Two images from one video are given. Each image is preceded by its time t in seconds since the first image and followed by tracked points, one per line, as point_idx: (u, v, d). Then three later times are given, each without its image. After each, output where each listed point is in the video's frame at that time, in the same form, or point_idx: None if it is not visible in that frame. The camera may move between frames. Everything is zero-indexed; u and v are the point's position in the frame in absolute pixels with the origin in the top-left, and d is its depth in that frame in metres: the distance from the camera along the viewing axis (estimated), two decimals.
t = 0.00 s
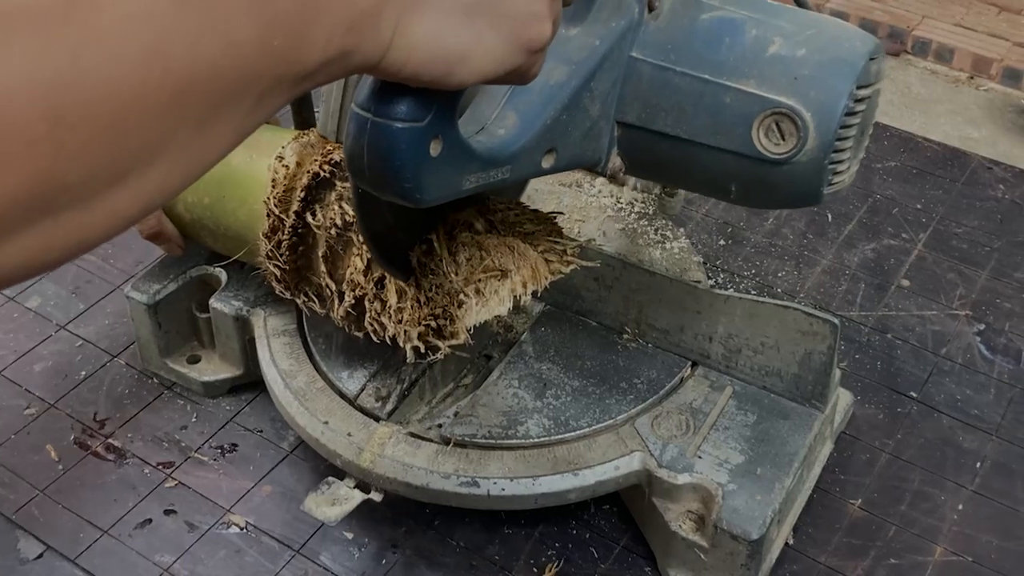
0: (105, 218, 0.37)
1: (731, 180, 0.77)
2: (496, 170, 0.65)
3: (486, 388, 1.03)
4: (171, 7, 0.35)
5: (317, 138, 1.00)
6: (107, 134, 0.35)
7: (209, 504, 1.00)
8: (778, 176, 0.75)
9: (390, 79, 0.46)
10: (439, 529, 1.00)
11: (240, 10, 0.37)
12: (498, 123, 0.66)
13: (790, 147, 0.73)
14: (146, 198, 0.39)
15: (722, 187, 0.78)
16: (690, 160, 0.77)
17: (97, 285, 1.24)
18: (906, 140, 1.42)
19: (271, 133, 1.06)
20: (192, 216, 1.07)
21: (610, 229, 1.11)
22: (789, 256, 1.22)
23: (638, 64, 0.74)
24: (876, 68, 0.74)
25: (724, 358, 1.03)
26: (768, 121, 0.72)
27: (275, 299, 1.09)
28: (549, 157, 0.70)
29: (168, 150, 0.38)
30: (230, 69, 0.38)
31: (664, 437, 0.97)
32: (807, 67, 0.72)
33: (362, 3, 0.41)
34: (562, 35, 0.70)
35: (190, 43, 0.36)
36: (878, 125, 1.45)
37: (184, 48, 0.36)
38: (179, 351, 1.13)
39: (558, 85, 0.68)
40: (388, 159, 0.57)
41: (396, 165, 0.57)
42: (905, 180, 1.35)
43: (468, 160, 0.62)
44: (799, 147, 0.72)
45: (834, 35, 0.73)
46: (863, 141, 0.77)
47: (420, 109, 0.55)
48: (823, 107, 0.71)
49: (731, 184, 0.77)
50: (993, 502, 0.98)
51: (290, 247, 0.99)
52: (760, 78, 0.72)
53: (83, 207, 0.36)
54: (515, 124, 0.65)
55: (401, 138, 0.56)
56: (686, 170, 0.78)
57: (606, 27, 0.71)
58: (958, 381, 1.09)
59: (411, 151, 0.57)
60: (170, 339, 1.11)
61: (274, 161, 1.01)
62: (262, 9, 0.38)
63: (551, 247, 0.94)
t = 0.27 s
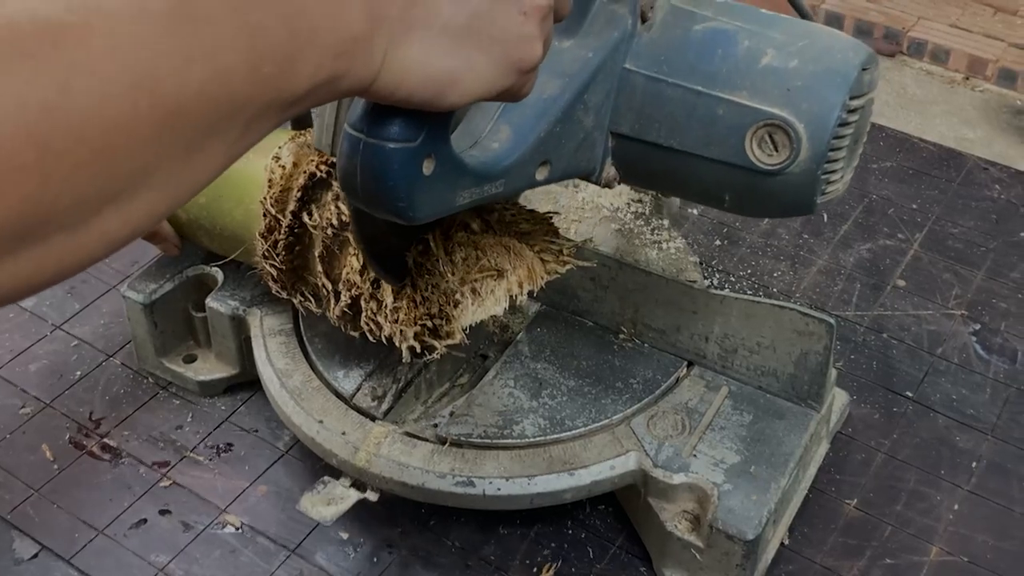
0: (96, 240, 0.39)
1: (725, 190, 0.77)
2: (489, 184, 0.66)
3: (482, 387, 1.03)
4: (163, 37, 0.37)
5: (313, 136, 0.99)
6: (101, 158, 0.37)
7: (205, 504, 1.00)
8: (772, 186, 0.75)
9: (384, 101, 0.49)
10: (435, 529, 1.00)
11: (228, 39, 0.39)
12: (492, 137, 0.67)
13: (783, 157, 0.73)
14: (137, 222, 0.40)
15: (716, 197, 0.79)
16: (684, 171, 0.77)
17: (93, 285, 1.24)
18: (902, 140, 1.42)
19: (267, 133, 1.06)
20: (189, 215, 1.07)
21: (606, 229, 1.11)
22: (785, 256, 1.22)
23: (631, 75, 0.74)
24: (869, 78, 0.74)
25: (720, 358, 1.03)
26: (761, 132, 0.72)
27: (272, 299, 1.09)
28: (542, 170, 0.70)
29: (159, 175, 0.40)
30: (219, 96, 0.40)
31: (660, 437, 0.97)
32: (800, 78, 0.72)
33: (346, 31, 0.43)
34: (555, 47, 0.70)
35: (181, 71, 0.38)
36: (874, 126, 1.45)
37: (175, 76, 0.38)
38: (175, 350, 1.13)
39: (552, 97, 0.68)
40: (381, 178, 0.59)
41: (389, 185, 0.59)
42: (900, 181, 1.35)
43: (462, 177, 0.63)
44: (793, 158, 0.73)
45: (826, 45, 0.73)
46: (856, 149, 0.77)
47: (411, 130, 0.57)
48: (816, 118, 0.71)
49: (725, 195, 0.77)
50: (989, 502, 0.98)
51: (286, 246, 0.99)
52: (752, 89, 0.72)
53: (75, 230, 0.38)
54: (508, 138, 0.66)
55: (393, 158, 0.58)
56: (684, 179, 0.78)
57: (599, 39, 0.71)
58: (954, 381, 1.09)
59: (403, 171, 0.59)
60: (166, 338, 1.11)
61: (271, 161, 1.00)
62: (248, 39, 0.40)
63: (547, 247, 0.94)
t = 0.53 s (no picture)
0: (76, 258, 0.41)
1: (717, 199, 0.79)
2: (482, 198, 0.68)
3: (478, 387, 1.03)
4: (148, 63, 0.40)
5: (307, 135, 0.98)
6: (84, 177, 0.39)
7: (201, 504, 1.00)
8: (764, 196, 0.76)
9: (373, 123, 0.51)
10: (431, 530, 1.00)
11: (212, 65, 0.42)
12: (483, 150, 0.69)
13: (776, 167, 0.74)
14: (117, 241, 0.43)
15: (708, 205, 0.80)
16: (678, 180, 0.79)
17: (88, 286, 1.24)
18: (897, 140, 1.42)
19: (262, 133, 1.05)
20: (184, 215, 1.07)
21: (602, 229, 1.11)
22: (781, 257, 1.22)
23: (623, 84, 0.76)
24: (861, 86, 0.75)
25: (716, 358, 1.03)
26: (753, 142, 0.74)
27: (267, 299, 1.09)
28: (535, 180, 0.73)
29: (140, 196, 0.42)
30: (201, 120, 0.42)
31: (656, 437, 0.97)
32: (792, 87, 0.73)
33: (327, 57, 0.46)
34: (547, 58, 0.73)
35: (164, 95, 0.41)
36: (869, 126, 1.45)
37: (159, 100, 0.41)
38: (171, 350, 1.13)
39: (543, 109, 0.71)
40: (375, 197, 0.60)
41: (382, 204, 0.61)
42: (896, 181, 1.35)
43: (453, 192, 0.66)
44: (785, 168, 0.74)
45: (818, 53, 0.74)
46: (848, 158, 0.78)
47: (403, 150, 0.59)
48: (808, 128, 0.72)
49: (718, 203, 0.79)
50: (985, 502, 0.98)
51: (282, 246, 0.99)
52: (744, 99, 0.74)
53: (56, 247, 0.40)
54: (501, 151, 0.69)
55: (386, 177, 0.59)
56: (678, 186, 0.79)
57: (591, 49, 0.73)
58: (949, 381, 1.09)
59: (396, 190, 0.60)
60: (162, 338, 1.11)
61: (265, 161, 0.99)
62: (231, 65, 0.43)
63: (543, 247, 0.95)
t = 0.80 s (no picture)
0: (65, 274, 0.42)
1: (711, 208, 0.80)
2: (475, 210, 0.70)
3: (473, 387, 1.02)
4: (139, 82, 0.41)
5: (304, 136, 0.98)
6: (75, 195, 0.40)
7: (196, 504, 1.00)
8: (757, 205, 0.77)
9: (364, 142, 0.53)
10: (426, 530, 1.00)
11: (203, 83, 0.43)
12: (476, 162, 0.70)
13: (768, 176, 0.75)
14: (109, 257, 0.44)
15: (702, 213, 0.81)
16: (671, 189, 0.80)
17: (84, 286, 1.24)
18: (893, 140, 1.42)
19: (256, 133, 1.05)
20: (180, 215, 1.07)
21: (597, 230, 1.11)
22: (776, 256, 1.22)
23: (616, 94, 0.77)
24: (854, 94, 0.75)
25: (711, 359, 1.03)
26: (746, 151, 0.74)
27: (262, 298, 1.09)
28: (529, 190, 0.74)
29: (130, 213, 0.43)
30: (192, 137, 0.43)
31: (651, 437, 0.97)
32: (785, 96, 0.73)
33: (318, 74, 0.47)
34: (540, 68, 0.74)
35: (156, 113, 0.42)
36: (865, 126, 1.45)
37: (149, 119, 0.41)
38: (166, 350, 1.13)
39: (536, 120, 0.72)
40: (367, 215, 0.62)
41: (374, 222, 0.63)
42: (892, 181, 1.35)
43: (445, 206, 0.67)
44: (777, 177, 0.75)
45: (811, 62, 0.75)
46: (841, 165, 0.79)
47: (394, 168, 0.61)
48: (801, 137, 0.73)
49: (711, 212, 0.80)
50: (981, 503, 0.98)
51: (277, 246, 0.99)
52: (738, 108, 0.74)
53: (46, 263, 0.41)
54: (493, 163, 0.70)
55: (378, 195, 0.61)
56: (673, 195, 0.80)
57: (583, 60, 0.74)
58: (945, 381, 1.09)
59: (388, 208, 0.62)
60: (157, 338, 1.11)
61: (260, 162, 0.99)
62: (221, 83, 0.44)
63: (539, 245, 0.96)
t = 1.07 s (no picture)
0: (51, 289, 0.43)
1: (705, 215, 0.80)
2: (469, 220, 0.70)
3: (469, 387, 1.02)
4: (130, 100, 0.41)
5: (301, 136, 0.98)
6: (66, 212, 0.40)
7: (191, 504, 1.00)
8: (751, 213, 0.78)
9: (356, 160, 0.53)
10: (422, 530, 1.00)
11: (194, 103, 0.43)
12: (470, 171, 0.70)
13: (761, 184, 0.76)
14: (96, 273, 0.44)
15: (696, 220, 0.82)
16: (665, 197, 0.81)
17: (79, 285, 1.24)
18: (889, 140, 1.42)
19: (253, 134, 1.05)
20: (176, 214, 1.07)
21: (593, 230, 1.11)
22: (772, 257, 1.22)
23: (609, 102, 0.78)
24: (847, 100, 0.76)
25: (707, 359, 1.03)
26: (739, 160, 0.75)
27: (259, 298, 1.09)
28: (523, 199, 0.74)
29: (119, 230, 0.43)
30: (182, 156, 0.44)
31: (647, 437, 0.97)
32: (777, 104, 0.74)
33: (308, 93, 0.47)
34: (534, 77, 0.74)
35: (147, 133, 0.42)
36: (861, 126, 1.45)
37: (139, 137, 0.42)
38: (162, 350, 1.13)
39: (530, 128, 0.72)
40: (360, 229, 0.62)
41: (368, 236, 0.63)
42: (887, 181, 1.35)
43: (438, 218, 0.67)
44: (771, 185, 0.75)
45: (803, 70, 0.75)
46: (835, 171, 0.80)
47: (387, 183, 0.61)
48: (793, 145, 0.74)
49: (706, 220, 0.81)
50: (976, 502, 0.98)
51: (273, 246, 0.98)
52: (730, 116, 0.75)
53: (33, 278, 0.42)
54: (487, 172, 0.70)
55: (371, 209, 0.61)
56: (668, 201, 0.81)
57: (576, 68, 0.74)
58: (940, 381, 1.09)
59: (382, 221, 0.62)
60: (153, 338, 1.11)
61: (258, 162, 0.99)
62: (212, 102, 0.44)
63: (536, 245, 0.96)
